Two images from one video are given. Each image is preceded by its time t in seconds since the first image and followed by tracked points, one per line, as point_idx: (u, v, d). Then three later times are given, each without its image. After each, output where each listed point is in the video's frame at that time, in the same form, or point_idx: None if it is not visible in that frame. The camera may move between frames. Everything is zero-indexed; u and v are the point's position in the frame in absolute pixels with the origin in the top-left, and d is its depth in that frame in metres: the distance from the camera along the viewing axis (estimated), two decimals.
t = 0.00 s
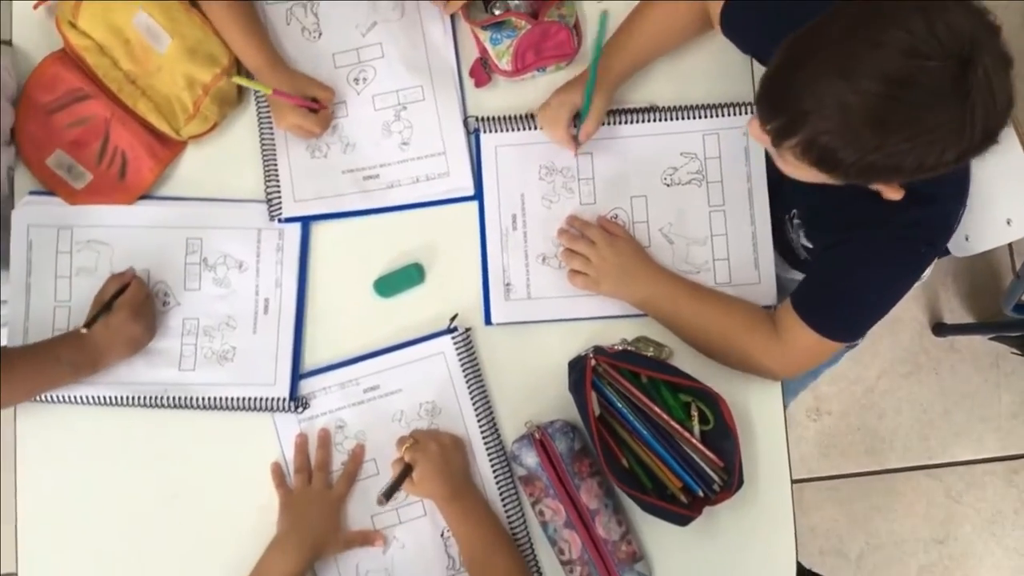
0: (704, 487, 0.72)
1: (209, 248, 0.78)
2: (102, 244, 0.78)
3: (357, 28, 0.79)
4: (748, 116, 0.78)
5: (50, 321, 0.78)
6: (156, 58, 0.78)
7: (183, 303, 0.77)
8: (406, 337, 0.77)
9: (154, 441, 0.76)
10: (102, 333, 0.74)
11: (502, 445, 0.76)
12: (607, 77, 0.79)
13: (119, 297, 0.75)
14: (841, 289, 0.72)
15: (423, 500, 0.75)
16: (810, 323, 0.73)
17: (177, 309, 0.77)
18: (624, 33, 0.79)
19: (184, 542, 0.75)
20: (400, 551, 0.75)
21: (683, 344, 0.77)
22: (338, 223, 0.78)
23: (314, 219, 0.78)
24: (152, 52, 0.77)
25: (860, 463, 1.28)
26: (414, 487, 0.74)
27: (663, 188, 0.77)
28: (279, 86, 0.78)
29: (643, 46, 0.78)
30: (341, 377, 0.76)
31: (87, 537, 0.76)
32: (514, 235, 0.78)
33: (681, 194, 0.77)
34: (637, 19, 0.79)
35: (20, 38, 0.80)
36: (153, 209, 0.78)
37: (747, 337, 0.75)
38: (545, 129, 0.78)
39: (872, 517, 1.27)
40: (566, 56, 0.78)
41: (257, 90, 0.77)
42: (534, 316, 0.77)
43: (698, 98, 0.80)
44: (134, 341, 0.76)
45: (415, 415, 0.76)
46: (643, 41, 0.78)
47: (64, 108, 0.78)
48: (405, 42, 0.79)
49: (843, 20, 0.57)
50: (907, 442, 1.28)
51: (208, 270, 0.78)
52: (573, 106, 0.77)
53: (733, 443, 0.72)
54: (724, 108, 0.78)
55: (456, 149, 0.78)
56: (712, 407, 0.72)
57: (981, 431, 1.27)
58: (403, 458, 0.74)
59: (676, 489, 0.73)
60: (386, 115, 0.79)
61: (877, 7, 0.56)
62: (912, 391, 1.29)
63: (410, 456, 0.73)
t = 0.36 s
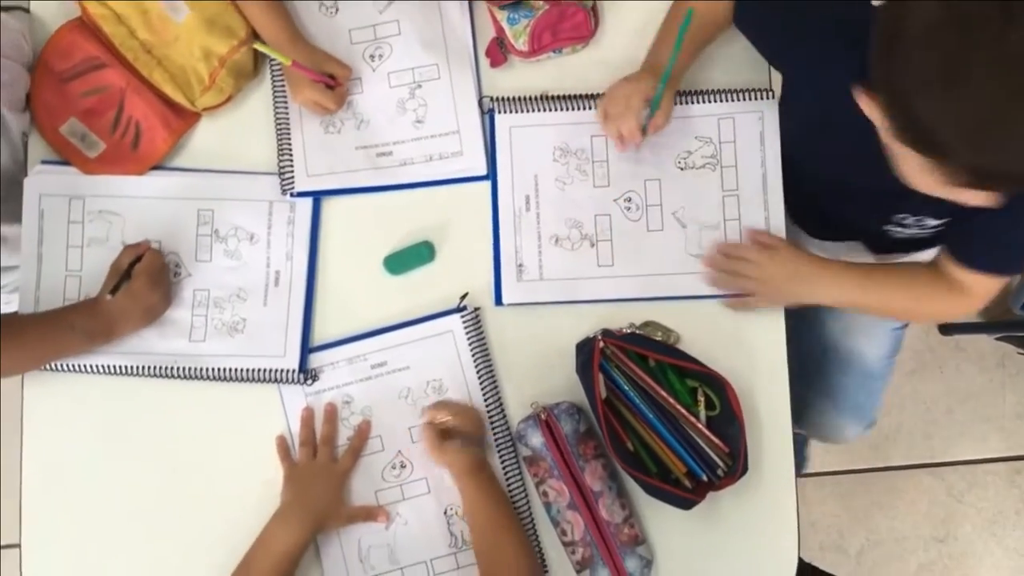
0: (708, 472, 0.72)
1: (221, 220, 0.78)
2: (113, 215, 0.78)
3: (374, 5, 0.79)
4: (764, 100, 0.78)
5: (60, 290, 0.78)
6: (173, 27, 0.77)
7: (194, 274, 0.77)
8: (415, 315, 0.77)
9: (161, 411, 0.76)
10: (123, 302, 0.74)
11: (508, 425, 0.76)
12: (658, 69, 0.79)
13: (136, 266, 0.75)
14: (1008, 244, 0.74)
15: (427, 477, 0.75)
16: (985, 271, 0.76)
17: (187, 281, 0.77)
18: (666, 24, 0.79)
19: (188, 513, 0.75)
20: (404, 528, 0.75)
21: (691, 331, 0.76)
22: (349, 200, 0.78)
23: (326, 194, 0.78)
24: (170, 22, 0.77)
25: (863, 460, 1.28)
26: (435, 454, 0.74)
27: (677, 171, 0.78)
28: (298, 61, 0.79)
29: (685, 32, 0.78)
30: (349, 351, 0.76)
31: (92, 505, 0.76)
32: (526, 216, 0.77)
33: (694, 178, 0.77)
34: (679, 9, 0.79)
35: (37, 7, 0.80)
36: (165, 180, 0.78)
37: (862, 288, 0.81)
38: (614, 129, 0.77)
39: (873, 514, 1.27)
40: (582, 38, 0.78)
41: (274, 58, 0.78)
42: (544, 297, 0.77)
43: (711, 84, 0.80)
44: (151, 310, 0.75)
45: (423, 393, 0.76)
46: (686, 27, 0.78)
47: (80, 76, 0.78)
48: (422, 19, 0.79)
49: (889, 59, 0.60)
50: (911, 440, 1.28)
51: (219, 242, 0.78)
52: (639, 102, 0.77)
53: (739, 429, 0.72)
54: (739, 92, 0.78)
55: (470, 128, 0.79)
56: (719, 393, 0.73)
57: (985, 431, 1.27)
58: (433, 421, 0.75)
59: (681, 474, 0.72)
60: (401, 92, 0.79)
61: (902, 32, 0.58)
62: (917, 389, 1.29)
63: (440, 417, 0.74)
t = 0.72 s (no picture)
0: (717, 460, 0.72)
1: (237, 195, 0.78)
2: (130, 185, 0.78)
3: None
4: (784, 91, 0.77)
5: (75, 259, 0.78)
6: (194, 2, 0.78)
7: (209, 248, 0.78)
8: (429, 295, 0.77)
9: (171, 382, 0.76)
10: (133, 264, 0.74)
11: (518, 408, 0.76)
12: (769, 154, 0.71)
13: (150, 232, 0.76)
14: None
15: (435, 457, 0.75)
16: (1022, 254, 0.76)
17: (202, 255, 0.78)
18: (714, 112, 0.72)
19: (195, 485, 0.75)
20: (410, 507, 0.75)
21: (704, 320, 0.76)
22: (365, 178, 0.78)
23: (342, 171, 0.78)
24: None
25: (868, 458, 1.28)
26: (466, 424, 0.74)
27: (694, 159, 0.78)
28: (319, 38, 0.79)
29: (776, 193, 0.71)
30: (361, 329, 0.76)
31: (99, 474, 0.76)
32: (542, 199, 0.77)
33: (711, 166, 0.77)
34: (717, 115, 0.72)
35: None
36: (181, 152, 0.78)
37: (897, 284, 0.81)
38: (802, 324, 0.71)
39: (878, 513, 1.26)
40: (603, 23, 0.78)
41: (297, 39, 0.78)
42: (556, 280, 0.77)
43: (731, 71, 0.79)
44: (160, 277, 0.76)
45: (434, 372, 0.76)
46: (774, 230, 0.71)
47: (101, 47, 0.79)
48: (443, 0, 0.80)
49: None
50: (917, 439, 1.28)
51: (235, 216, 0.78)
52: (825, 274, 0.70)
53: (748, 419, 0.72)
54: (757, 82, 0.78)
55: (488, 109, 0.79)
56: (730, 381, 0.73)
57: (991, 433, 1.27)
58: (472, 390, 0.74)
59: (689, 461, 0.72)
60: (420, 72, 0.79)
61: None
62: (924, 389, 1.29)
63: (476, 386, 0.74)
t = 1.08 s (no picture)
0: (726, 450, 0.72)
1: (256, 172, 0.78)
2: (150, 158, 0.78)
3: None
4: (805, 84, 0.77)
5: (93, 229, 0.78)
6: None
7: (226, 224, 0.78)
8: (444, 277, 0.77)
9: (185, 355, 0.77)
10: (145, 235, 0.75)
11: (528, 391, 0.76)
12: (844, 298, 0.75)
13: (170, 206, 0.76)
14: None
15: (444, 439, 0.75)
16: None
17: (219, 230, 0.78)
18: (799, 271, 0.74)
19: (205, 458, 0.76)
20: (417, 487, 0.75)
21: (717, 312, 0.76)
22: (382, 159, 0.78)
23: (360, 151, 0.78)
24: None
25: (873, 459, 1.27)
26: (470, 407, 0.74)
27: (712, 150, 0.77)
28: (344, 17, 0.78)
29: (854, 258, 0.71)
30: (375, 309, 0.77)
31: (110, 445, 0.76)
32: (559, 185, 0.78)
33: (729, 158, 0.77)
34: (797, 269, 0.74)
35: None
36: (199, 127, 0.79)
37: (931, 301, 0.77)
38: (930, 359, 0.68)
39: (881, 513, 1.26)
40: (624, 12, 0.78)
41: (324, 21, 0.77)
42: (571, 267, 0.77)
43: (752, 63, 0.79)
44: (175, 249, 0.76)
45: (446, 354, 0.76)
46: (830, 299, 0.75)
47: (124, 20, 0.80)
48: None
49: None
50: (923, 441, 1.28)
51: (253, 193, 0.78)
52: (922, 292, 0.69)
53: (759, 410, 0.72)
54: (779, 74, 0.78)
55: (508, 94, 0.79)
56: (742, 372, 0.73)
57: (998, 437, 1.27)
58: (475, 372, 0.74)
59: (698, 450, 0.73)
60: (441, 54, 0.79)
61: None
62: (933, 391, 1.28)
63: (476, 369, 0.73)
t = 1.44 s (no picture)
0: (736, 444, 0.72)
1: (274, 150, 0.79)
2: (168, 140, 0.79)
3: None
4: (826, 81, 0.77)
5: (113, 212, 0.79)
6: None
7: (245, 203, 0.78)
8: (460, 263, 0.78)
9: (202, 332, 0.77)
10: (169, 220, 0.75)
11: (540, 379, 0.77)
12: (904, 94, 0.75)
13: (190, 190, 0.76)
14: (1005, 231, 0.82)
15: (455, 422, 0.76)
16: None
17: (237, 209, 0.78)
18: (875, 129, 0.76)
19: (216, 436, 0.76)
20: (426, 469, 0.75)
21: (731, 305, 0.76)
22: (399, 142, 0.79)
23: (379, 134, 0.78)
24: None
25: (879, 463, 1.27)
26: (481, 393, 0.74)
27: (731, 144, 0.78)
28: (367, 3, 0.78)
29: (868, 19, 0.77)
30: (391, 291, 0.77)
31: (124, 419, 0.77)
32: (577, 175, 0.78)
33: (748, 152, 0.77)
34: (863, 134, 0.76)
35: None
36: (219, 107, 0.79)
37: (938, 330, 0.80)
38: (847, 87, 0.74)
39: (885, 518, 1.26)
40: (649, 4, 0.78)
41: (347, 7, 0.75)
42: (587, 256, 0.77)
43: (774, 59, 0.79)
44: (197, 235, 0.76)
45: (460, 339, 0.76)
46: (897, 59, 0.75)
47: None
48: None
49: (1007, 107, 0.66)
50: (930, 447, 1.27)
51: (271, 171, 0.78)
52: (874, 41, 0.76)
53: (769, 406, 0.72)
54: (800, 70, 0.78)
55: (529, 81, 0.79)
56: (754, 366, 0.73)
57: (1006, 446, 1.26)
58: (487, 357, 0.74)
59: (707, 444, 0.73)
60: (464, 40, 0.79)
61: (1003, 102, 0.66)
62: (942, 398, 1.28)
63: (487, 354, 0.74)
